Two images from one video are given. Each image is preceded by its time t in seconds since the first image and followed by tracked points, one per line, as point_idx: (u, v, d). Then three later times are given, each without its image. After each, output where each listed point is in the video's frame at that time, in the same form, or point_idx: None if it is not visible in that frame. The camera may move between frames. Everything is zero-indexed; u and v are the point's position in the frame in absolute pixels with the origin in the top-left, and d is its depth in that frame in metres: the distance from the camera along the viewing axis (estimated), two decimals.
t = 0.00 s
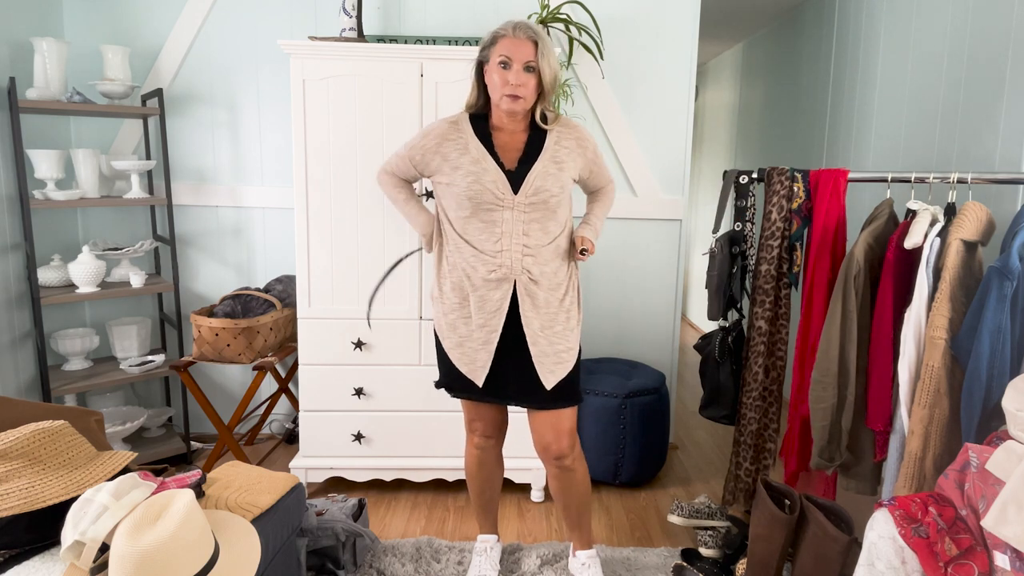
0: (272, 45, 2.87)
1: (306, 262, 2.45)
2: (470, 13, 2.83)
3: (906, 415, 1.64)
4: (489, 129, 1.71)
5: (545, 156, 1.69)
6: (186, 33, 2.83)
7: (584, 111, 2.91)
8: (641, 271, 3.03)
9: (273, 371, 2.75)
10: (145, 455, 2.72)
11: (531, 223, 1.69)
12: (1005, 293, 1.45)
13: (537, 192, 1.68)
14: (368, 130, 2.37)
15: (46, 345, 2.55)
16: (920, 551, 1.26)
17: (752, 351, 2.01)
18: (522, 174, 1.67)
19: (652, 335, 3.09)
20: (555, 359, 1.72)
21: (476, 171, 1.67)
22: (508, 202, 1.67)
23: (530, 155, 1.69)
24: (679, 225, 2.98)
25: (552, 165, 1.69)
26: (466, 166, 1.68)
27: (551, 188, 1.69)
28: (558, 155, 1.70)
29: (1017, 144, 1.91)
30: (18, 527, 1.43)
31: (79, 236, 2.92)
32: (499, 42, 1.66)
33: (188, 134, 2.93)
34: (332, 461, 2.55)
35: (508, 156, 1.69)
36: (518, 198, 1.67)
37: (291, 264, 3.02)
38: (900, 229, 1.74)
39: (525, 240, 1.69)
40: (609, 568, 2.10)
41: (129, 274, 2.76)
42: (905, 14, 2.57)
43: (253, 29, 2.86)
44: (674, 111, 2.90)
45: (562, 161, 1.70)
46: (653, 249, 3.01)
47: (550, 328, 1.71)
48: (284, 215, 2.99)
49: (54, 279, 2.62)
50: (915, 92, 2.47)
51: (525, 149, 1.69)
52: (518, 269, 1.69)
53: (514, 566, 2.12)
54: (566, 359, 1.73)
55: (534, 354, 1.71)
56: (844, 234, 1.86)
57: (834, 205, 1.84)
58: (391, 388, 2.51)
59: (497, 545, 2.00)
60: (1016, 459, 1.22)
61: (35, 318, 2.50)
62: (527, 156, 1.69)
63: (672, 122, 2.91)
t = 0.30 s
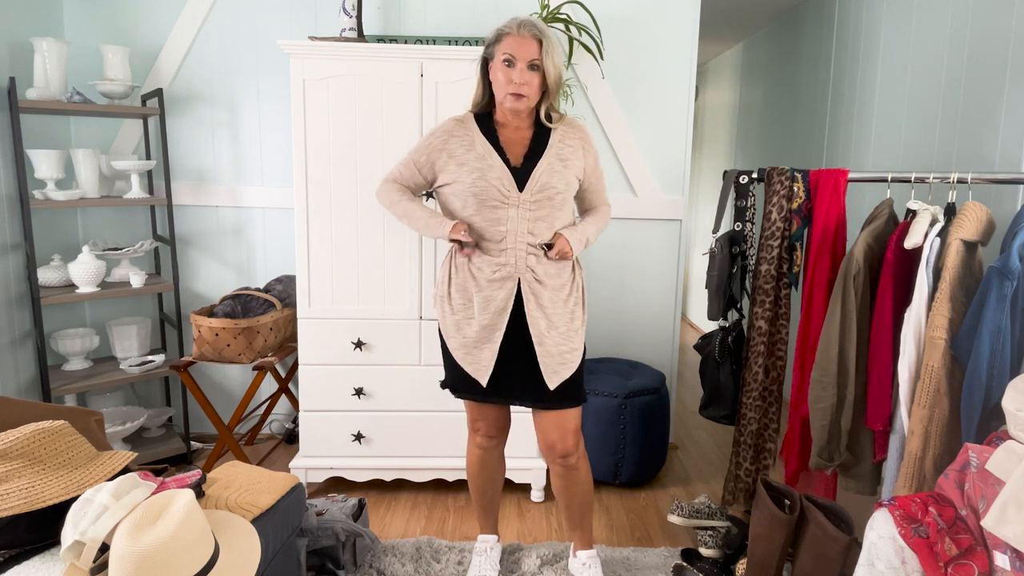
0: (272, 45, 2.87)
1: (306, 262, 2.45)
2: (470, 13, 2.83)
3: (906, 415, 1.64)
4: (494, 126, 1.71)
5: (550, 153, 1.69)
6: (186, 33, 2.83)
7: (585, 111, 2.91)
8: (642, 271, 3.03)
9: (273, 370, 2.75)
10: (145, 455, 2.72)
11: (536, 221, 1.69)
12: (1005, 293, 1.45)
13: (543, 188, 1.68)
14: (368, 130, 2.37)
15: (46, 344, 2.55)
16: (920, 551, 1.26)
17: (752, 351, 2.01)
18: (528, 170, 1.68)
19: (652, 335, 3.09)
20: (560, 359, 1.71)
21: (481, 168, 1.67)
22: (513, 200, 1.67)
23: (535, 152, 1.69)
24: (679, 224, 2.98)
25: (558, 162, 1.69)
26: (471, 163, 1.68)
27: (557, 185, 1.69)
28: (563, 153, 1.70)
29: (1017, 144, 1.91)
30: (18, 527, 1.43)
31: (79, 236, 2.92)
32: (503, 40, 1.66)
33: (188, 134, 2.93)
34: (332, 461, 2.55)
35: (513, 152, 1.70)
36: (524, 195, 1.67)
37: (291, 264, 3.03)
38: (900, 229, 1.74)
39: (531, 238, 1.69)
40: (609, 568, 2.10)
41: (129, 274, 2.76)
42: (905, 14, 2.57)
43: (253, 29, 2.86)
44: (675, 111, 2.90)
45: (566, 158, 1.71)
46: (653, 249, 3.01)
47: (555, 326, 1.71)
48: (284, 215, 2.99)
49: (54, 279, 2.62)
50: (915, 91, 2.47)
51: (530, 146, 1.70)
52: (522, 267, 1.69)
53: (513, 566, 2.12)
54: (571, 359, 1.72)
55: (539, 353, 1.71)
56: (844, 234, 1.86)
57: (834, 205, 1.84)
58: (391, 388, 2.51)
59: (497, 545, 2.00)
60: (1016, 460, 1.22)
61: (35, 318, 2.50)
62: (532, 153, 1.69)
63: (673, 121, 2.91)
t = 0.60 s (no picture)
0: (272, 45, 2.87)
1: (306, 262, 2.45)
2: (470, 13, 2.83)
3: (906, 415, 1.64)
4: (494, 125, 1.71)
5: (550, 150, 1.69)
6: (186, 33, 2.83)
7: (585, 111, 2.91)
8: (642, 270, 3.03)
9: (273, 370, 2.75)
10: (145, 455, 2.72)
11: (537, 218, 1.69)
12: (1004, 293, 1.45)
13: (543, 185, 1.68)
14: (368, 130, 2.37)
15: (46, 344, 2.55)
16: (920, 551, 1.26)
17: (752, 351, 2.01)
18: (528, 167, 1.68)
19: (652, 335, 3.09)
20: (561, 358, 1.71)
21: (481, 167, 1.67)
22: (514, 197, 1.67)
23: (536, 149, 1.69)
24: (679, 224, 2.98)
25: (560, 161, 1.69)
26: (471, 162, 1.68)
27: (558, 182, 1.69)
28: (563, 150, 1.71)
29: (1016, 143, 1.91)
30: (18, 527, 1.43)
31: (79, 236, 2.92)
32: (504, 41, 1.65)
33: (188, 134, 2.93)
34: (332, 461, 2.55)
35: (513, 150, 1.70)
36: (524, 193, 1.67)
37: (291, 264, 3.03)
38: (900, 229, 1.74)
39: (531, 235, 1.69)
40: (609, 568, 2.10)
41: (129, 274, 2.76)
42: (905, 14, 2.57)
43: (253, 29, 2.86)
44: (674, 111, 2.90)
45: (567, 156, 1.70)
46: (653, 249, 3.01)
47: (556, 325, 1.71)
48: (284, 215, 2.99)
49: (54, 279, 2.62)
50: (915, 91, 2.47)
51: (531, 142, 1.70)
52: (523, 265, 1.69)
53: (514, 566, 2.12)
54: (572, 359, 1.72)
55: (540, 352, 1.71)
56: (844, 234, 1.86)
57: (834, 205, 1.84)
58: (391, 388, 2.51)
59: (497, 545, 2.00)
60: (1016, 460, 1.22)
61: (35, 318, 2.50)
62: (533, 150, 1.69)
63: (673, 121, 2.91)
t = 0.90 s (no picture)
0: (272, 45, 2.87)
1: (305, 262, 2.44)
2: (470, 13, 2.83)
3: (906, 415, 1.64)
4: (494, 125, 1.72)
5: (547, 149, 1.69)
6: (186, 33, 2.84)
7: (585, 111, 2.91)
8: (642, 270, 3.03)
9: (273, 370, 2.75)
10: (144, 455, 2.72)
11: (534, 216, 1.69)
12: (1004, 293, 1.45)
13: (540, 184, 1.68)
14: (368, 130, 2.37)
15: (46, 344, 2.55)
16: (920, 551, 1.26)
17: (752, 351, 2.01)
18: (525, 166, 1.68)
19: (652, 335, 3.09)
20: (560, 358, 1.71)
21: (479, 165, 1.68)
22: (511, 196, 1.67)
23: (534, 148, 1.70)
24: (679, 224, 2.98)
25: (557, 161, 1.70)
26: (470, 161, 1.68)
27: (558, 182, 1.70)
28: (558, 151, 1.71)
29: (1016, 143, 1.92)
30: (18, 528, 1.43)
31: (79, 236, 2.92)
32: (507, 56, 1.61)
33: (188, 134, 2.93)
34: (332, 461, 2.55)
35: (512, 149, 1.71)
36: (521, 191, 1.67)
37: (291, 264, 3.02)
38: (900, 229, 1.74)
39: (528, 233, 1.69)
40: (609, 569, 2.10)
41: (129, 274, 2.75)
42: (905, 13, 2.57)
43: (253, 29, 2.86)
44: (674, 111, 2.90)
45: (565, 155, 1.70)
46: (653, 249, 3.01)
47: (554, 324, 1.71)
48: (284, 215, 2.99)
49: (54, 279, 2.61)
50: (915, 91, 2.47)
51: (529, 141, 1.71)
52: (520, 264, 1.69)
53: (513, 566, 2.12)
54: (570, 358, 1.72)
55: (539, 352, 1.71)
56: (844, 234, 1.86)
57: (834, 205, 1.84)
58: (391, 388, 2.51)
59: (497, 545, 2.00)
60: (1016, 460, 1.22)
61: (35, 318, 2.50)
62: (531, 148, 1.70)
63: (672, 121, 2.91)
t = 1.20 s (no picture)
0: (272, 45, 2.87)
1: (306, 262, 2.44)
2: (470, 13, 2.83)
3: (913, 415, 1.64)
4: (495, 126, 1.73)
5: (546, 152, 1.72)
6: (186, 33, 2.84)
7: (585, 111, 2.91)
8: (642, 270, 3.03)
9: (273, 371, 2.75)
10: (144, 455, 2.72)
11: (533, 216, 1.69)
12: (1011, 294, 1.44)
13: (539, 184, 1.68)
14: (368, 130, 2.37)
15: (45, 344, 2.55)
16: (920, 551, 1.26)
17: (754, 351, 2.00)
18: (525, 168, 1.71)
19: (652, 335, 3.09)
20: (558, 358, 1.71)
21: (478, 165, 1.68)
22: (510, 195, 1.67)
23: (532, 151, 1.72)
24: (679, 224, 2.98)
25: (558, 162, 1.71)
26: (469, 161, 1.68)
27: (560, 182, 1.70)
28: (558, 153, 1.73)
29: (1017, 143, 1.91)
30: (18, 528, 1.43)
31: (79, 236, 2.92)
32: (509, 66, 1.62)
33: (188, 134, 2.93)
34: (332, 462, 2.55)
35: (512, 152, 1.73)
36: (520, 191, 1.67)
37: (291, 264, 3.03)
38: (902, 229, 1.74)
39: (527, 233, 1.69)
40: (609, 569, 2.12)
41: (129, 274, 2.75)
42: (905, 13, 2.57)
43: (253, 29, 2.85)
44: (674, 111, 2.90)
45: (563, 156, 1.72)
46: (653, 249, 3.01)
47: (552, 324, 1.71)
48: (284, 215, 2.99)
49: (54, 279, 2.61)
50: (915, 91, 2.47)
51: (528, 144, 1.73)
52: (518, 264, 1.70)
53: (513, 566, 2.12)
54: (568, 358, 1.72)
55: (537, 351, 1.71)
56: (846, 234, 1.86)
57: (836, 205, 1.83)
58: (391, 388, 2.51)
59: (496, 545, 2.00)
60: (1016, 460, 1.22)
61: (35, 318, 2.50)
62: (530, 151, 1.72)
63: (672, 121, 2.91)
